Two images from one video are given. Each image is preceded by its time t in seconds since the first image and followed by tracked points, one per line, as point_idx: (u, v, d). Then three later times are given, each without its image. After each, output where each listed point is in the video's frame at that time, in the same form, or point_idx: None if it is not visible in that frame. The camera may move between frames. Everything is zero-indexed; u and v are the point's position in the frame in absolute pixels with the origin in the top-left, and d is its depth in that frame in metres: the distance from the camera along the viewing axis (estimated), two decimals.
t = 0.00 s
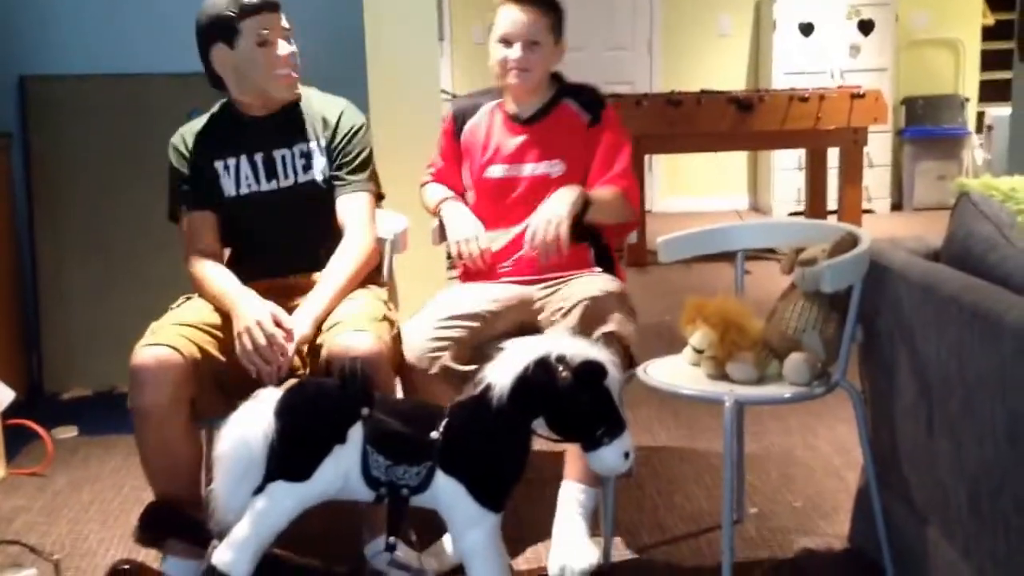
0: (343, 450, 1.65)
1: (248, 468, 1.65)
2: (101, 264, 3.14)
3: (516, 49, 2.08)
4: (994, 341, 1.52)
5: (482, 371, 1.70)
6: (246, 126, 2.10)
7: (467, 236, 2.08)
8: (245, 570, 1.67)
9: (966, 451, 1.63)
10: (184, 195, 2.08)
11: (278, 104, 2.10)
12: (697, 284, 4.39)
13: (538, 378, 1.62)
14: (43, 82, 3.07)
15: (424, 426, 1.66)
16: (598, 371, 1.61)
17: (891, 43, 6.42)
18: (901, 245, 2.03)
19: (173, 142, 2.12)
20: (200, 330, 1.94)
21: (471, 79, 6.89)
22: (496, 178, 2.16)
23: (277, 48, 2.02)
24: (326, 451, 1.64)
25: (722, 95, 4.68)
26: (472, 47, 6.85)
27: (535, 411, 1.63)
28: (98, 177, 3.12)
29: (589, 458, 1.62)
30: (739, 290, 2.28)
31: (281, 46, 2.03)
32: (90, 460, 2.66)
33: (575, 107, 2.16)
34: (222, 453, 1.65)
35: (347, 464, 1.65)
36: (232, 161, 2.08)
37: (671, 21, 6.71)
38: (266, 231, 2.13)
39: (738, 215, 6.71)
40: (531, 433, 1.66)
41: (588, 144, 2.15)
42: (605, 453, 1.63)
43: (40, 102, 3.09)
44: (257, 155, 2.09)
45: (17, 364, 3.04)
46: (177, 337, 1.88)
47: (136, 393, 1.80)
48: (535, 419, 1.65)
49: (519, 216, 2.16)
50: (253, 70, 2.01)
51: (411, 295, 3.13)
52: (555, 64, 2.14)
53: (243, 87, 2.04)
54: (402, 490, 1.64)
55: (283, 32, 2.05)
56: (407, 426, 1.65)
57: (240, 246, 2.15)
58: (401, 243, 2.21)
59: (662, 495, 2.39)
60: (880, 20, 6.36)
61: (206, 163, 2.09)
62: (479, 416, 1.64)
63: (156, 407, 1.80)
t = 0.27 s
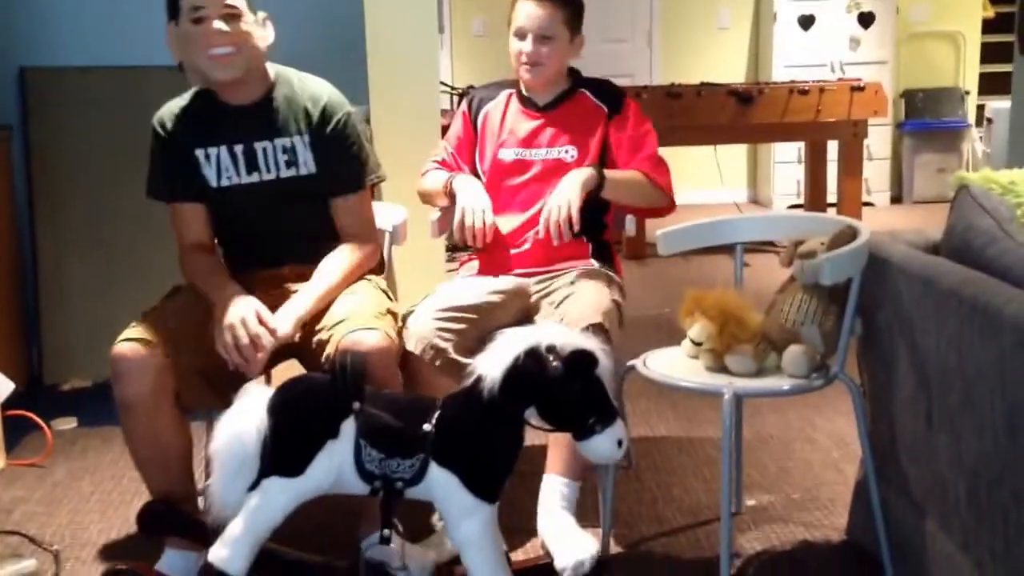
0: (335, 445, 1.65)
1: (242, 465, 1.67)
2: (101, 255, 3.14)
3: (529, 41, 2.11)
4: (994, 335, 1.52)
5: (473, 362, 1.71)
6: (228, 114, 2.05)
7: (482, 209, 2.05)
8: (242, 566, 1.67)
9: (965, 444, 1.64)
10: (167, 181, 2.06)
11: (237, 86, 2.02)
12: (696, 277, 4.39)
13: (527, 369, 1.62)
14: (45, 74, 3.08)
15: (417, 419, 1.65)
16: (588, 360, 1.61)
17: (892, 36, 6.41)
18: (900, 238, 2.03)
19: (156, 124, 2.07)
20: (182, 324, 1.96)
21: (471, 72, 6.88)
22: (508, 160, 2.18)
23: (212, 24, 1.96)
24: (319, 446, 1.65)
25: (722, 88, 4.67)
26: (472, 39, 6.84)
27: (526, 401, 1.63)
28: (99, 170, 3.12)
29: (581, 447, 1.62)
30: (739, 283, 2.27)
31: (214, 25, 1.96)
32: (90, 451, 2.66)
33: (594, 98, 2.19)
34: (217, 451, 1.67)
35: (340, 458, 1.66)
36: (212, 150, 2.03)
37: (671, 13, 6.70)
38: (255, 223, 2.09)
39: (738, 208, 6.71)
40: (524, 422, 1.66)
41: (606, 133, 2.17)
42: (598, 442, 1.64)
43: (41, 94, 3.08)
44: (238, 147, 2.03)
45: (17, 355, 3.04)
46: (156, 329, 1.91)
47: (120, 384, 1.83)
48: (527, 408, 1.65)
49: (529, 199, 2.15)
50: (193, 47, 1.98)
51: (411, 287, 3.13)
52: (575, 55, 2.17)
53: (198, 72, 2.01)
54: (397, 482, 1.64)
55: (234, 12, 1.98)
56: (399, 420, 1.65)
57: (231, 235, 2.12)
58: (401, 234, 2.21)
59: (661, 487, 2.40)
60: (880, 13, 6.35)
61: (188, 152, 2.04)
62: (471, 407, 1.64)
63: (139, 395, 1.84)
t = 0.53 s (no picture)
0: (337, 434, 1.65)
1: (243, 453, 1.66)
2: (101, 246, 3.14)
3: (524, 36, 2.11)
4: (993, 326, 1.52)
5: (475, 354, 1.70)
6: (227, 111, 2.03)
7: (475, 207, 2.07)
8: (242, 555, 1.67)
9: (963, 436, 1.64)
10: (171, 178, 2.06)
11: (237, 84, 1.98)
12: (696, 268, 4.39)
13: (529, 361, 1.61)
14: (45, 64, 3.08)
15: (417, 409, 1.66)
16: (591, 353, 1.61)
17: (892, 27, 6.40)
18: (900, 229, 2.03)
19: (158, 120, 2.06)
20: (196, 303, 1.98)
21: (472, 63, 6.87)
22: (502, 155, 2.18)
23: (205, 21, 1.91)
24: (320, 435, 1.65)
25: (722, 80, 4.66)
26: (472, 30, 6.83)
27: (528, 393, 1.62)
28: (98, 160, 3.12)
29: (583, 439, 1.63)
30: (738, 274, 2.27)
31: (210, 21, 1.91)
32: (89, 441, 2.67)
33: (587, 93, 2.18)
34: (218, 437, 1.66)
35: (341, 448, 1.66)
36: (213, 148, 2.02)
37: (672, 5, 6.69)
38: (259, 219, 2.09)
39: (738, 200, 6.71)
40: (525, 415, 1.66)
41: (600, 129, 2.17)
42: (599, 434, 1.64)
43: (41, 84, 3.08)
44: (239, 147, 2.02)
45: (16, 345, 3.04)
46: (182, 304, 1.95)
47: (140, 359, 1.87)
48: (530, 402, 1.64)
49: (523, 194, 2.16)
50: (187, 44, 1.93)
51: (411, 278, 3.12)
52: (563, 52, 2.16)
53: (194, 71, 1.95)
54: (397, 473, 1.65)
55: (231, 9, 1.92)
56: (399, 409, 1.65)
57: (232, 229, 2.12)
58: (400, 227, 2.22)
59: (660, 478, 2.40)
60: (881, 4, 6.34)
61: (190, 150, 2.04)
62: (473, 398, 1.64)
63: (159, 370, 1.86)
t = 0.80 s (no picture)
0: (337, 423, 1.65)
1: (243, 441, 1.67)
2: (100, 234, 3.14)
3: (512, 28, 2.09)
4: (992, 316, 1.52)
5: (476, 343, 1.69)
6: (250, 100, 2.05)
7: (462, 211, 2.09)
8: (241, 542, 1.67)
9: (962, 426, 1.64)
10: (185, 162, 2.05)
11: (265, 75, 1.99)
12: (696, 258, 4.39)
13: (530, 350, 1.61)
14: (44, 54, 3.07)
15: (417, 398, 1.65)
16: (592, 343, 1.61)
17: (893, 17, 6.40)
18: (899, 219, 2.03)
19: (174, 106, 2.06)
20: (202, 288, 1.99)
21: (472, 52, 6.86)
22: (495, 146, 2.18)
23: (241, 18, 1.91)
24: (321, 424, 1.65)
25: (722, 70, 4.65)
26: (472, 18, 6.81)
27: (529, 383, 1.62)
28: (98, 150, 3.12)
29: (585, 430, 1.63)
30: (738, 264, 2.26)
31: (245, 19, 1.91)
32: (89, 430, 2.67)
33: (582, 85, 2.17)
34: (219, 426, 1.67)
35: (341, 437, 1.66)
36: (233, 135, 2.04)
37: None
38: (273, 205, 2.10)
39: (738, 190, 6.71)
40: (526, 404, 1.65)
41: (593, 122, 2.17)
42: (601, 425, 1.65)
43: (40, 74, 3.08)
44: (262, 133, 2.04)
45: (17, 335, 3.05)
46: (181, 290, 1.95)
47: (138, 348, 1.86)
48: (530, 391, 1.64)
49: (514, 184, 2.15)
50: (219, 39, 1.93)
51: (410, 266, 3.13)
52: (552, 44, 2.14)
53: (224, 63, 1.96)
54: (397, 462, 1.65)
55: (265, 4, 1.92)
56: (399, 398, 1.65)
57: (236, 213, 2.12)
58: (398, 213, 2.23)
59: (659, 468, 2.40)
60: None
61: (207, 138, 2.04)
62: (474, 387, 1.64)
63: (159, 356, 1.86)
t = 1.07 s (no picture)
0: (337, 412, 1.66)
1: (242, 429, 1.67)
2: (100, 222, 3.14)
3: (510, 20, 2.08)
4: (991, 304, 1.52)
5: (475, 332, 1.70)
6: (260, 73, 2.16)
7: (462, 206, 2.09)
8: (241, 530, 1.68)
9: (961, 414, 1.64)
10: (195, 139, 2.14)
11: (277, 44, 2.13)
12: (696, 247, 4.39)
13: (530, 340, 1.61)
14: (42, 42, 3.07)
15: (416, 386, 1.66)
16: (591, 332, 1.62)
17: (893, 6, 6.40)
18: (898, 208, 2.03)
19: (188, 82, 2.16)
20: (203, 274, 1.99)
21: (472, 41, 6.85)
22: (494, 137, 2.16)
23: None
24: (319, 413, 1.65)
25: (722, 59, 4.65)
26: (471, 7, 6.80)
27: (529, 373, 1.62)
28: (98, 139, 3.11)
29: (584, 420, 1.64)
30: (738, 256, 2.24)
31: None
32: (89, 418, 2.67)
33: (583, 77, 2.16)
34: (219, 413, 1.67)
35: (341, 425, 1.66)
36: (239, 107, 2.15)
37: None
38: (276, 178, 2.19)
39: (738, 179, 6.70)
40: (524, 394, 1.66)
41: (595, 114, 2.16)
42: (600, 416, 1.66)
43: (39, 63, 3.07)
44: (267, 104, 2.15)
45: (17, 324, 3.05)
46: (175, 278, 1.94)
47: (133, 337, 1.86)
48: (529, 381, 1.64)
49: (512, 175, 2.15)
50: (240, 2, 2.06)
51: (410, 255, 3.13)
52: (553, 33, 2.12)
53: (245, 31, 2.11)
54: (396, 451, 1.66)
55: None
56: (398, 387, 1.64)
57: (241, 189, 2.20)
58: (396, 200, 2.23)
59: (657, 457, 2.41)
60: None
61: (217, 109, 2.14)
62: (474, 376, 1.64)
63: (149, 343, 1.86)
